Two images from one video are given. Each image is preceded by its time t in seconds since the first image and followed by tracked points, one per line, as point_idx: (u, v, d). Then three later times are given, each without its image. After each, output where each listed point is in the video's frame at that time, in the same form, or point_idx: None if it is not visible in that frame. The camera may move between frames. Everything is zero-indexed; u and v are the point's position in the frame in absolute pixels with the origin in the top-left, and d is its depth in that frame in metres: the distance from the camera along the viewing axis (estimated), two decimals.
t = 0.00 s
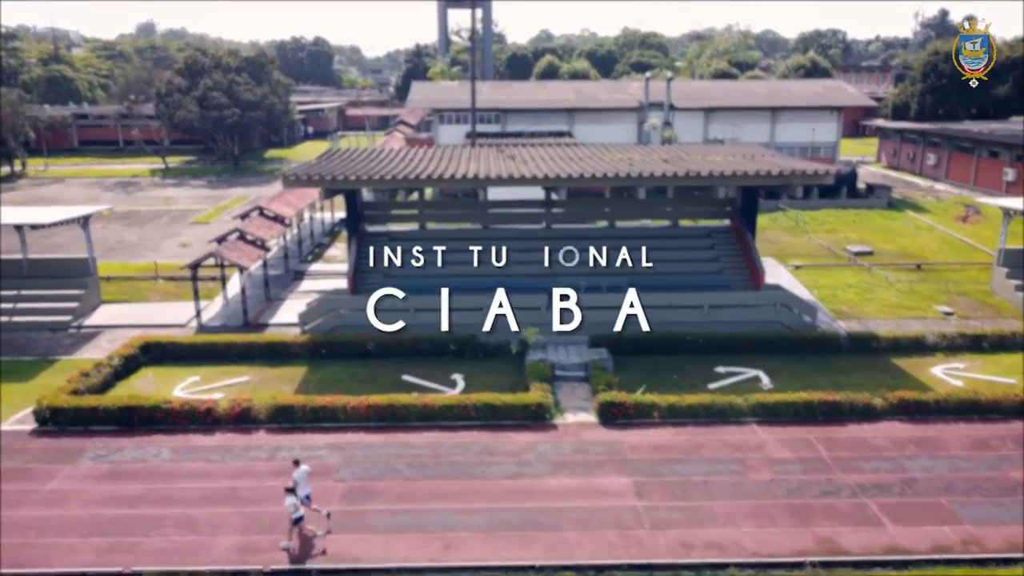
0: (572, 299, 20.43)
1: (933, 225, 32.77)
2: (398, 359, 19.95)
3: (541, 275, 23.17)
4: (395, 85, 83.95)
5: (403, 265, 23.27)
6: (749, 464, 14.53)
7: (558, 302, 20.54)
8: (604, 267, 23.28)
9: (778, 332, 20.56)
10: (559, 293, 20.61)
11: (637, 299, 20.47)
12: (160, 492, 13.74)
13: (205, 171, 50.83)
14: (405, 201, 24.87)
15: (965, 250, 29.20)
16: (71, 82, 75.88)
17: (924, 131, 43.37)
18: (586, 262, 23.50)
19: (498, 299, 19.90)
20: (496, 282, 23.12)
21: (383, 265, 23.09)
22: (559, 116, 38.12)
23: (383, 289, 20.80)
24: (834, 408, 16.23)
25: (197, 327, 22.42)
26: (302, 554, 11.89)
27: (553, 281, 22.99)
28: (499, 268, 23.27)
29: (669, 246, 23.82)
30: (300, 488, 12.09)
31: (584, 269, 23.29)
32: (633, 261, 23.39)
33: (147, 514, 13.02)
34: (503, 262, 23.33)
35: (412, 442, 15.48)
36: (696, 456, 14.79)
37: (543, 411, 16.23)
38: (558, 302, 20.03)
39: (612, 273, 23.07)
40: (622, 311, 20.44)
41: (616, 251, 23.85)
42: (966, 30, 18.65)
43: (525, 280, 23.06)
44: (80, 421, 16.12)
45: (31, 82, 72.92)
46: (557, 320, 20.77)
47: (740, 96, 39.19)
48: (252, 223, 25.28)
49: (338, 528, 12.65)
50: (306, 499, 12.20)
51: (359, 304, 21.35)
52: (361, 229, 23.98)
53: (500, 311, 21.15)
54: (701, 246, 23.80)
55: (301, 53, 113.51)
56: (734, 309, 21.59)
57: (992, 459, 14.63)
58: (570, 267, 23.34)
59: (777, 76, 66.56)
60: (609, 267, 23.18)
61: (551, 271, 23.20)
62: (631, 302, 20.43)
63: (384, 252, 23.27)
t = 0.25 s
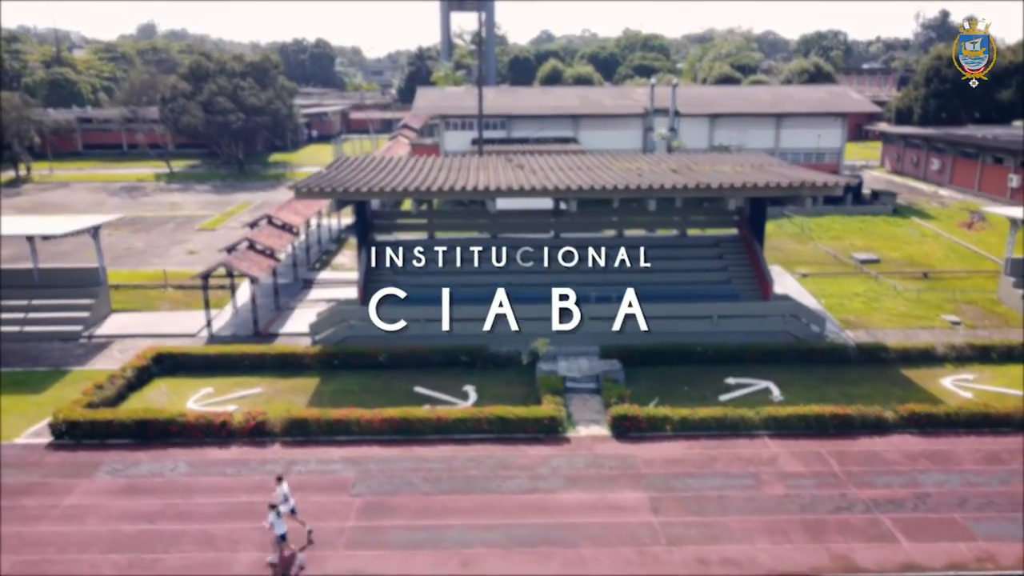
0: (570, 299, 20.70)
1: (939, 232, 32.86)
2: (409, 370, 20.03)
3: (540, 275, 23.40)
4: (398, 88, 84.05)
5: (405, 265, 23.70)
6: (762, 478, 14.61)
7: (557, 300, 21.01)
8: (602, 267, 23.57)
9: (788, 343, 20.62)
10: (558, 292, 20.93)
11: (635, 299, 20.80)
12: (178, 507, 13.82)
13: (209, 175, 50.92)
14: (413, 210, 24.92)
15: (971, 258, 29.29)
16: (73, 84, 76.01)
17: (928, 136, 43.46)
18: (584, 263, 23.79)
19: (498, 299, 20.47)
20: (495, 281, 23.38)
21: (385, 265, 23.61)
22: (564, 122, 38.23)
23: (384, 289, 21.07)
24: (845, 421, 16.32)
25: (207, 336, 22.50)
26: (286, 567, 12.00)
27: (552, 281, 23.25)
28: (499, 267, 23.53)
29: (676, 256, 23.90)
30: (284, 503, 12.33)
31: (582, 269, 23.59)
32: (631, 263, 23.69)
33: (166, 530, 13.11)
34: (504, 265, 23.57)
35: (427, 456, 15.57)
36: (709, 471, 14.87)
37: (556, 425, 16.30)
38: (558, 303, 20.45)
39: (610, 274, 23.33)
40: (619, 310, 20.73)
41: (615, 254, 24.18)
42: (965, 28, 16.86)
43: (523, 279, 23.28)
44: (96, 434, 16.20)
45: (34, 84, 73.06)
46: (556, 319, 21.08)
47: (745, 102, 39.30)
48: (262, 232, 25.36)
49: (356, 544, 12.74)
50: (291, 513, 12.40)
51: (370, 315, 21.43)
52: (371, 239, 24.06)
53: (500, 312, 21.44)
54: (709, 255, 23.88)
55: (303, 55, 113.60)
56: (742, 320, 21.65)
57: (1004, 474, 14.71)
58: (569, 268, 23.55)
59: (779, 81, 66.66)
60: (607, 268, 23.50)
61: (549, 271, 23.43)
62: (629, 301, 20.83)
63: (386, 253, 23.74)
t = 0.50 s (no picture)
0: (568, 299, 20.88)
1: (944, 239, 32.93)
2: (418, 380, 20.10)
3: (539, 276, 23.64)
4: (400, 91, 84.14)
5: (410, 269, 23.89)
6: (773, 491, 14.70)
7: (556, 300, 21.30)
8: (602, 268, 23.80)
9: (796, 353, 20.69)
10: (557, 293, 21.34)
11: (632, 299, 20.88)
12: (193, 520, 13.90)
13: (214, 180, 51.05)
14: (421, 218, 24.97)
15: (976, 265, 29.39)
16: (76, 87, 76.14)
17: (931, 141, 43.57)
18: (583, 264, 24.02)
19: (497, 299, 20.70)
20: (495, 282, 23.65)
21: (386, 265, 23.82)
22: (568, 128, 38.33)
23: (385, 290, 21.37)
24: (855, 433, 16.39)
25: (217, 345, 22.58)
26: None
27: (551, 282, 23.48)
28: (499, 268, 23.75)
29: (684, 264, 23.97)
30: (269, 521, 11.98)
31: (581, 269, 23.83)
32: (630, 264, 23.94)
33: (182, 544, 13.19)
34: (506, 267, 23.80)
35: (439, 468, 15.65)
36: (721, 484, 14.96)
37: (568, 437, 16.37)
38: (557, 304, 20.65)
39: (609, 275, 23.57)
40: (618, 311, 20.80)
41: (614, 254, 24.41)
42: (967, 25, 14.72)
43: (527, 284, 23.44)
44: (109, 446, 16.28)
45: (37, 87, 73.22)
46: (556, 318, 21.22)
47: (749, 108, 39.39)
48: (270, 241, 25.46)
49: (372, 558, 12.81)
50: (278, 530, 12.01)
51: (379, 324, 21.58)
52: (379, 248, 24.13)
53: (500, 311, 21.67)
54: (716, 264, 23.96)
55: (305, 57, 113.75)
56: (750, 329, 21.72)
57: (1014, 487, 14.78)
58: (569, 269, 23.73)
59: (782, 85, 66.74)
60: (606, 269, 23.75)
61: (549, 272, 23.63)
62: (626, 302, 20.99)
63: (388, 252, 23.94)
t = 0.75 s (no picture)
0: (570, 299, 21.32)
1: (948, 246, 33.00)
2: (428, 392, 20.17)
3: (539, 277, 23.98)
4: (403, 94, 84.17)
5: (419, 279, 23.98)
6: (785, 505, 14.78)
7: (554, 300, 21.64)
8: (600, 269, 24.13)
9: (805, 364, 20.77)
10: (556, 292, 21.72)
11: (631, 299, 21.08)
12: (209, 536, 13.99)
13: (218, 185, 51.11)
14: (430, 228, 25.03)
15: (982, 273, 29.45)
16: (79, 90, 76.21)
17: (935, 147, 43.64)
18: (581, 264, 24.38)
19: (497, 299, 20.96)
20: (495, 282, 23.98)
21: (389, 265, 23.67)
22: (573, 134, 38.40)
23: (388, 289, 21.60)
24: (865, 446, 16.47)
25: (227, 355, 22.65)
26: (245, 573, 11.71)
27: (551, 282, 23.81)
28: (499, 268, 24.02)
29: (692, 273, 24.05)
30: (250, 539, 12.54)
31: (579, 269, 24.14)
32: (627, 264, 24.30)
33: (199, 560, 13.28)
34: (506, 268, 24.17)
35: (452, 482, 15.74)
36: (733, 498, 15.04)
37: (580, 450, 16.45)
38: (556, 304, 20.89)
39: (608, 276, 23.92)
40: (618, 311, 21.02)
41: (611, 257, 24.82)
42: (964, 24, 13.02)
43: (536, 294, 23.53)
44: (124, 460, 16.35)
45: (40, 90, 73.23)
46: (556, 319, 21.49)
47: (753, 114, 39.47)
48: (279, 250, 25.56)
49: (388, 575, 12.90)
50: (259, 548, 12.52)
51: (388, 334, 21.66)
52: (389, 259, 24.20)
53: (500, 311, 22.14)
54: (724, 274, 24.04)
55: (306, 59, 113.77)
56: (758, 340, 21.81)
57: None
58: (568, 269, 24.06)
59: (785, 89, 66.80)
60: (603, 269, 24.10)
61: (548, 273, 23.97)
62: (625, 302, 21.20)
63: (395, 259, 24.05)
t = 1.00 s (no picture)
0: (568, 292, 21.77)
1: (953, 252, 33.06)
2: (437, 402, 20.24)
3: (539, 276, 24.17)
4: (405, 97, 84.22)
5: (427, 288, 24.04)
6: (796, 518, 14.85)
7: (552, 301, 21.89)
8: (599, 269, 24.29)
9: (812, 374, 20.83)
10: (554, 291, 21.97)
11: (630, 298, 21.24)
12: (223, 549, 14.07)
13: (222, 189, 51.18)
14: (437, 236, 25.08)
15: (986, 280, 29.53)
16: (81, 93, 76.27)
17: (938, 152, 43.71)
18: (581, 263, 24.58)
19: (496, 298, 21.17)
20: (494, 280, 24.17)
21: (393, 268, 23.77)
22: (577, 140, 38.46)
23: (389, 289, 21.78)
24: (874, 458, 16.55)
25: (235, 364, 22.72)
26: None
27: (550, 281, 24.01)
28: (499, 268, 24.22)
29: (699, 282, 24.11)
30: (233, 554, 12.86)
31: (578, 268, 24.36)
32: (626, 265, 24.54)
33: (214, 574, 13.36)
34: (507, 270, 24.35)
35: (464, 494, 15.81)
36: (744, 511, 15.12)
37: (590, 462, 16.53)
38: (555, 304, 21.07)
39: (608, 275, 24.14)
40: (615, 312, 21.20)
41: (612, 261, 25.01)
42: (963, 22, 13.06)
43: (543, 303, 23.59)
44: (136, 471, 16.42)
45: (43, 93, 73.21)
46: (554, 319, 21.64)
47: (757, 120, 39.53)
48: (287, 258, 25.64)
49: None
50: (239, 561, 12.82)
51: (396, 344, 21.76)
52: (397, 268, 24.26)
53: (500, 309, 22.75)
54: (731, 282, 24.10)
55: (307, 61, 113.80)
56: (765, 349, 21.89)
57: None
58: (568, 268, 24.27)
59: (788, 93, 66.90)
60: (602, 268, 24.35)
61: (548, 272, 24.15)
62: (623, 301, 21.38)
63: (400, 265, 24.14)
